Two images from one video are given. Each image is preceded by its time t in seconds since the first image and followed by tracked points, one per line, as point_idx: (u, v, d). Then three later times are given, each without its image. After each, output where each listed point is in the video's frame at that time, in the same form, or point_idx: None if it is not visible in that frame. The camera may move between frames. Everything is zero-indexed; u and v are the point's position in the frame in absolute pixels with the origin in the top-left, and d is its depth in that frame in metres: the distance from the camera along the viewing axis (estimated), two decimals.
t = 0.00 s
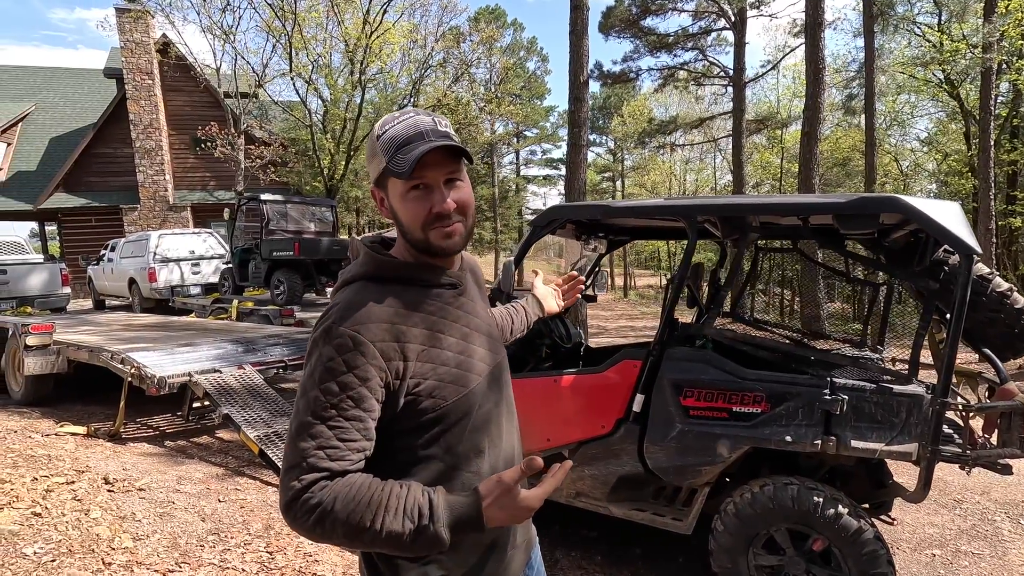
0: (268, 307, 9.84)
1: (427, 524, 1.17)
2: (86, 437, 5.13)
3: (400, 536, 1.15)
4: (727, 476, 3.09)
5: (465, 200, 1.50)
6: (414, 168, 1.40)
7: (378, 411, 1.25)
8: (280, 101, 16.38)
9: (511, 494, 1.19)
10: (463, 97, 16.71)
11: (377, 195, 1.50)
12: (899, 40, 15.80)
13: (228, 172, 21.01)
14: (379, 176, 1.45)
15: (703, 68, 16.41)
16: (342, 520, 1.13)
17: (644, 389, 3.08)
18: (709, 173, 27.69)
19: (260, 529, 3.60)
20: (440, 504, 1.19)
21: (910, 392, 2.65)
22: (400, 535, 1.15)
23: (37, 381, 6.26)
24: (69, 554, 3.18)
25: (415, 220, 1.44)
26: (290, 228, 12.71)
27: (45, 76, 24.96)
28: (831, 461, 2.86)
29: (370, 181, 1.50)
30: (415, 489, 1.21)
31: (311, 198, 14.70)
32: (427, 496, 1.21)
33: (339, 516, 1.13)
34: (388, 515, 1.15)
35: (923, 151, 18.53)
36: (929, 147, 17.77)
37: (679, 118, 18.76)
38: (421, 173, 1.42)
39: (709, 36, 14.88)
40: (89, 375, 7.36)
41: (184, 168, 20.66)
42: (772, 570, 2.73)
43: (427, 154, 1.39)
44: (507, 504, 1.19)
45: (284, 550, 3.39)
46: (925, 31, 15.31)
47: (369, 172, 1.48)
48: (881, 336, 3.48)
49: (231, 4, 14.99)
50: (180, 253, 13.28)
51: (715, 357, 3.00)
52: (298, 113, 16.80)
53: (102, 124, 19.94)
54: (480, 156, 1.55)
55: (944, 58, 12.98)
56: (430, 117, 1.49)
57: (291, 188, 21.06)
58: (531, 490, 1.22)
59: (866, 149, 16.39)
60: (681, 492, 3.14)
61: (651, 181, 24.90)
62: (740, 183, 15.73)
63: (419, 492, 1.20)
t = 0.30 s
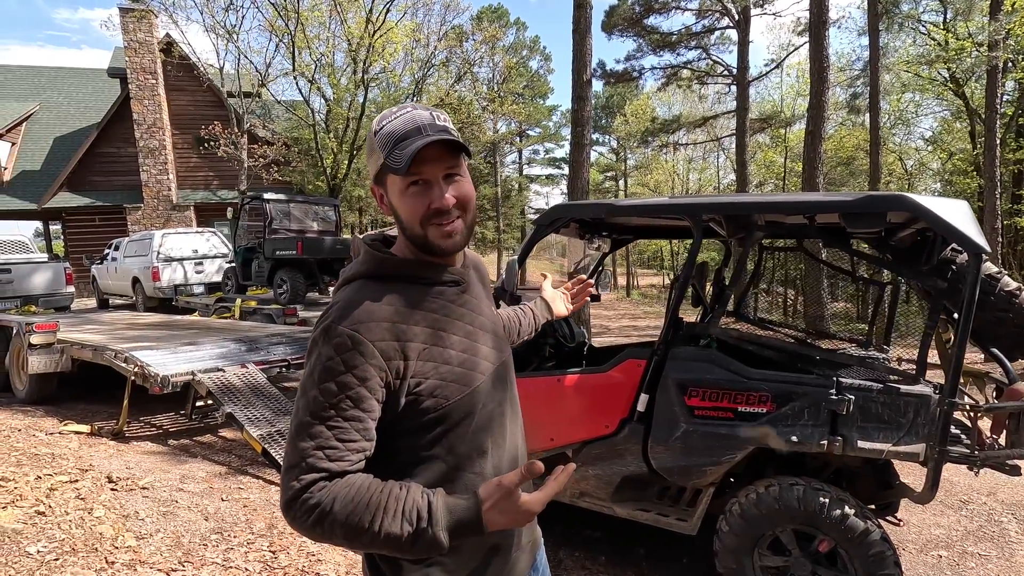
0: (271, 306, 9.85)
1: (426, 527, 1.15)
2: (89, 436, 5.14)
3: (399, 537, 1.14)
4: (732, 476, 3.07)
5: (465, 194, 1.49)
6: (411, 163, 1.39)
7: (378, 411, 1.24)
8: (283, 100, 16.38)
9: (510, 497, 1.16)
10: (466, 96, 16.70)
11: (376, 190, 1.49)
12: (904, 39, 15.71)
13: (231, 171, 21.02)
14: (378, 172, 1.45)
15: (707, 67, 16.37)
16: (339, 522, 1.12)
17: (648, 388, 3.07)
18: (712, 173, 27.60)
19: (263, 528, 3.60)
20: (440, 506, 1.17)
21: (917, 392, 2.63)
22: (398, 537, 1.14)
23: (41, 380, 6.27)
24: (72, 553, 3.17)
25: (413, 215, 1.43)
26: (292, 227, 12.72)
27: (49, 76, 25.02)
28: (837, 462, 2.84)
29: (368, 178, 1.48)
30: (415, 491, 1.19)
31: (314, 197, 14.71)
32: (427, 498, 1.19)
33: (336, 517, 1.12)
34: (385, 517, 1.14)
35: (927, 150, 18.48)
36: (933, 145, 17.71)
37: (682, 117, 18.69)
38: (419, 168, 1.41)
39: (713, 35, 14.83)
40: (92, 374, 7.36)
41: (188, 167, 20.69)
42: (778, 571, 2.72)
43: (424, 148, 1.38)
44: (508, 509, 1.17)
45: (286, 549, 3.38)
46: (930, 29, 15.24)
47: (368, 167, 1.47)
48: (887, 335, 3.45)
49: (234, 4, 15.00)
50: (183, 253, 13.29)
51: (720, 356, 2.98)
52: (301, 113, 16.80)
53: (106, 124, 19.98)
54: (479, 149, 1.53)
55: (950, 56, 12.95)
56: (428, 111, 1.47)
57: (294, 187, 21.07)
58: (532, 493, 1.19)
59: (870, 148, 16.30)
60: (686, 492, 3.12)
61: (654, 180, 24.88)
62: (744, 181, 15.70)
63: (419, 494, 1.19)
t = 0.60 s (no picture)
0: (275, 306, 9.85)
1: (432, 532, 1.12)
2: (94, 436, 5.14)
3: (406, 543, 1.11)
4: (739, 477, 3.06)
5: (465, 190, 1.48)
6: (414, 161, 1.37)
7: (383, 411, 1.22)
8: (286, 101, 16.40)
9: (519, 500, 1.12)
10: (468, 97, 16.72)
11: (374, 192, 1.47)
12: (909, 38, 15.66)
13: (234, 172, 21.04)
14: (376, 175, 1.42)
15: (710, 67, 16.34)
16: (344, 528, 1.10)
17: (654, 389, 3.05)
18: (716, 173, 27.52)
19: (268, 529, 3.59)
20: (446, 509, 1.14)
21: (928, 392, 2.62)
22: (405, 542, 1.11)
23: (45, 380, 6.27)
24: (77, 553, 3.17)
25: (419, 215, 1.41)
26: (296, 227, 12.73)
27: (53, 76, 25.09)
28: (846, 462, 2.82)
29: (365, 181, 1.46)
30: (420, 495, 1.16)
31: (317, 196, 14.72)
32: (433, 502, 1.15)
33: (341, 523, 1.10)
34: (390, 521, 1.11)
35: (931, 150, 18.41)
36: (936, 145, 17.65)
37: (685, 117, 18.66)
38: (421, 166, 1.39)
39: (716, 35, 14.80)
40: (97, 374, 7.38)
41: (191, 167, 20.72)
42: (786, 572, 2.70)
43: (427, 146, 1.37)
44: (518, 513, 1.12)
45: (292, 549, 3.38)
46: (935, 28, 15.17)
47: (365, 172, 1.44)
48: (896, 334, 3.45)
49: (238, 4, 15.02)
50: (187, 253, 13.31)
51: (727, 356, 2.97)
52: (304, 113, 16.81)
53: (109, 124, 20.03)
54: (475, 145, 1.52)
55: (955, 55, 12.87)
56: (421, 109, 1.46)
57: (297, 187, 21.10)
58: (542, 497, 1.14)
59: (875, 147, 16.24)
60: (693, 493, 3.10)
61: (656, 180, 24.85)
62: (747, 181, 15.65)
63: (425, 498, 1.16)
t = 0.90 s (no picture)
0: (279, 307, 9.86)
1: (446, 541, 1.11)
2: (99, 436, 5.16)
3: (418, 552, 1.09)
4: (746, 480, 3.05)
5: (474, 193, 1.48)
6: (432, 173, 1.35)
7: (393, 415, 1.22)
8: (290, 102, 16.44)
9: (534, 506, 1.11)
10: (472, 97, 16.74)
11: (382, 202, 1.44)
12: (914, 37, 15.61)
13: (239, 173, 21.10)
14: (384, 183, 1.39)
15: (713, 67, 16.33)
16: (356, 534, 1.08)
17: (660, 390, 3.04)
18: (720, 173, 27.45)
19: (272, 530, 3.59)
20: (459, 518, 1.13)
21: (937, 394, 2.60)
22: (417, 551, 1.10)
23: (51, 380, 6.29)
24: (83, 553, 3.17)
25: (433, 220, 1.40)
26: (300, 228, 12.76)
27: (59, 78, 25.22)
28: (854, 464, 2.81)
29: (368, 189, 1.43)
30: (432, 503, 1.14)
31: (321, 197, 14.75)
32: (446, 511, 1.14)
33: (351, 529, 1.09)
34: (403, 531, 1.10)
35: (937, 150, 18.34)
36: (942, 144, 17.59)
37: (688, 117, 18.63)
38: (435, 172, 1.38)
39: (720, 35, 14.78)
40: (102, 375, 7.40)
41: (196, 169, 20.79)
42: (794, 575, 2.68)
43: (444, 153, 1.36)
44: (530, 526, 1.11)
45: (297, 550, 3.38)
46: (940, 28, 15.11)
47: (372, 183, 1.41)
48: (903, 337, 3.44)
49: (242, 5, 15.08)
50: (192, 253, 13.35)
51: (734, 358, 2.95)
52: (307, 114, 16.85)
53: (115, 126, 20.11)
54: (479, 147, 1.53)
55: (961, 55, 12.82)
56: (424, 113, 1.45)
57: (301, 188, 21.14)
58: (558, 500, 1.13)
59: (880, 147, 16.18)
60: (699, 495, 3.09)
61: (660, 181, 24.84)
62: (752, 181, 15.64)
63: (437, 506, 1.14)
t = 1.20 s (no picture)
0: (285, 308, 9.90)
1: (485, 512, 1.04)
2: (107, 437, 5.19)
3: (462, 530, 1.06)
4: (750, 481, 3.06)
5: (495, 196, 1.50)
6: (479, 166, 1.37)
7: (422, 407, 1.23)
8: (295, 104, 16.50)
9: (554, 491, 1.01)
10: (476, 99, 16.76)
11: (413, 193, 1.39)
12: (919, 37, 15.55)
13: (244, 175, 21.19)
14: (418, 173, 1.35)
15: (718, 67, 16.30)
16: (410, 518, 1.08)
17: (665, 391, 3.04)
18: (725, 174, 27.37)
19: (278, 530, 3.61)
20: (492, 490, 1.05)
21: (943, 395, 2.60)
22: (462, 527, 1.06)
23: (59, 381, 6.35)
24: (91, 553, 3.20)
25: (459, 214, 1.39)
26: (305, 229, 12.81)
27: (66, 81, 25.42)
28: (859, 466, 2.81)
29: (395, 177, 1.38)
30: (469, 476, 1.10)
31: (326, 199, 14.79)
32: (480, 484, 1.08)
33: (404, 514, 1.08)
34: (443, 511, 1.07)
35: (943, 150, 18.24)
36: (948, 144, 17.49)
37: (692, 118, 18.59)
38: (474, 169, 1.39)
39: (724, 35, 14.76)
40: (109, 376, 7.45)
41: (202, 171, 20.90)
42: None
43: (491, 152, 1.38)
44: (533, 497, 1.01)
45: (302, 551, 3.40)
46: (946, 26, 15.03)
47: (410, 169, 1.35)
48: (908, 338, 3.45)
49: (248, 9, 15.15)
50: (198, 255, 13.42)
51: (739, 359, 2.95)
52: (312, 116, 16.92)
53: (121, 129, 20.24)
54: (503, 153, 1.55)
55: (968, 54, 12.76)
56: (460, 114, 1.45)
57: (306, 190, 21.22)
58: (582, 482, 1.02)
59: (885, 147, 16.12)
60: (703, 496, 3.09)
61: (664, 182, 24.82)
62: (757, 181, 15.61)
63: (471, 479, 1.09)
